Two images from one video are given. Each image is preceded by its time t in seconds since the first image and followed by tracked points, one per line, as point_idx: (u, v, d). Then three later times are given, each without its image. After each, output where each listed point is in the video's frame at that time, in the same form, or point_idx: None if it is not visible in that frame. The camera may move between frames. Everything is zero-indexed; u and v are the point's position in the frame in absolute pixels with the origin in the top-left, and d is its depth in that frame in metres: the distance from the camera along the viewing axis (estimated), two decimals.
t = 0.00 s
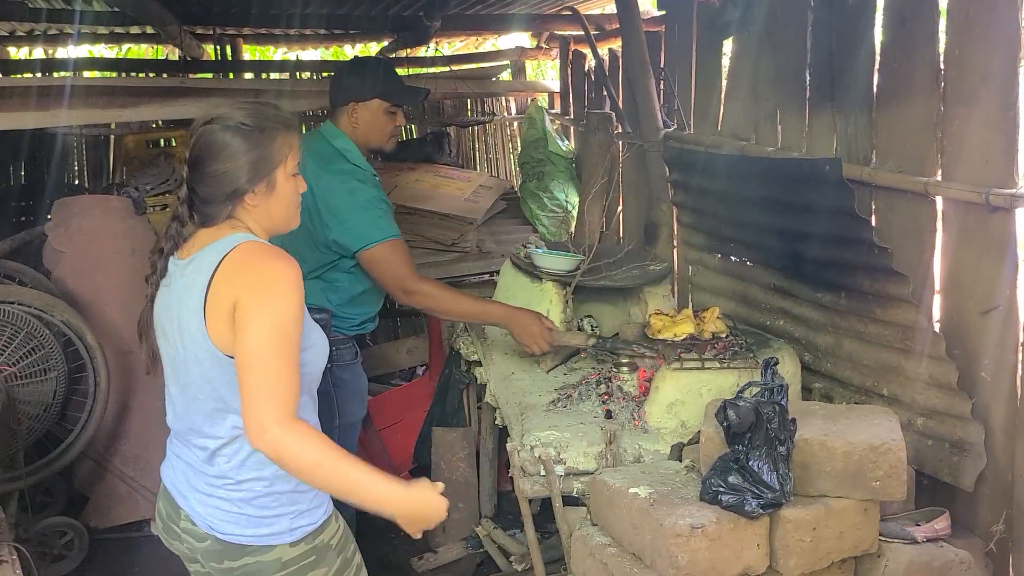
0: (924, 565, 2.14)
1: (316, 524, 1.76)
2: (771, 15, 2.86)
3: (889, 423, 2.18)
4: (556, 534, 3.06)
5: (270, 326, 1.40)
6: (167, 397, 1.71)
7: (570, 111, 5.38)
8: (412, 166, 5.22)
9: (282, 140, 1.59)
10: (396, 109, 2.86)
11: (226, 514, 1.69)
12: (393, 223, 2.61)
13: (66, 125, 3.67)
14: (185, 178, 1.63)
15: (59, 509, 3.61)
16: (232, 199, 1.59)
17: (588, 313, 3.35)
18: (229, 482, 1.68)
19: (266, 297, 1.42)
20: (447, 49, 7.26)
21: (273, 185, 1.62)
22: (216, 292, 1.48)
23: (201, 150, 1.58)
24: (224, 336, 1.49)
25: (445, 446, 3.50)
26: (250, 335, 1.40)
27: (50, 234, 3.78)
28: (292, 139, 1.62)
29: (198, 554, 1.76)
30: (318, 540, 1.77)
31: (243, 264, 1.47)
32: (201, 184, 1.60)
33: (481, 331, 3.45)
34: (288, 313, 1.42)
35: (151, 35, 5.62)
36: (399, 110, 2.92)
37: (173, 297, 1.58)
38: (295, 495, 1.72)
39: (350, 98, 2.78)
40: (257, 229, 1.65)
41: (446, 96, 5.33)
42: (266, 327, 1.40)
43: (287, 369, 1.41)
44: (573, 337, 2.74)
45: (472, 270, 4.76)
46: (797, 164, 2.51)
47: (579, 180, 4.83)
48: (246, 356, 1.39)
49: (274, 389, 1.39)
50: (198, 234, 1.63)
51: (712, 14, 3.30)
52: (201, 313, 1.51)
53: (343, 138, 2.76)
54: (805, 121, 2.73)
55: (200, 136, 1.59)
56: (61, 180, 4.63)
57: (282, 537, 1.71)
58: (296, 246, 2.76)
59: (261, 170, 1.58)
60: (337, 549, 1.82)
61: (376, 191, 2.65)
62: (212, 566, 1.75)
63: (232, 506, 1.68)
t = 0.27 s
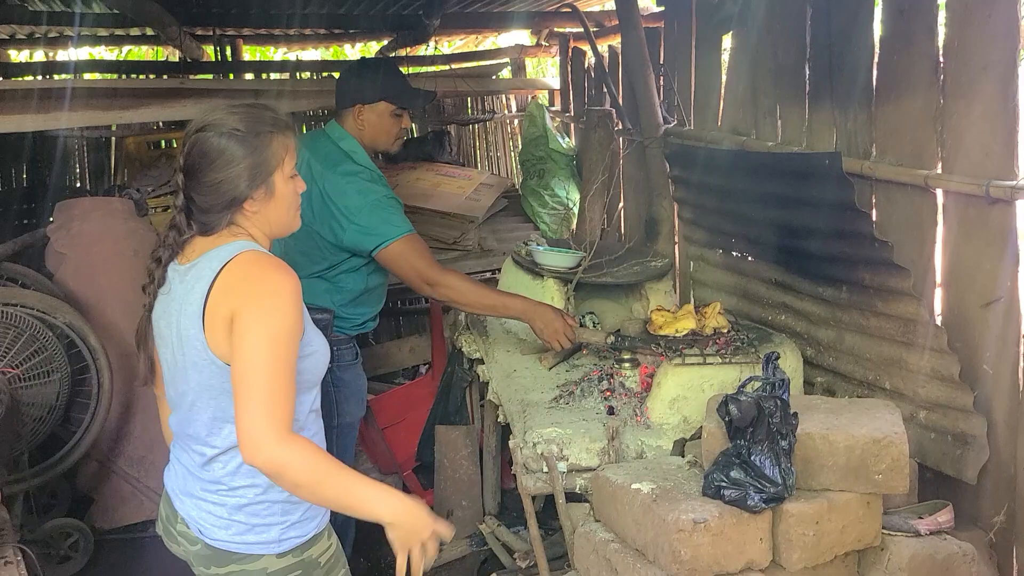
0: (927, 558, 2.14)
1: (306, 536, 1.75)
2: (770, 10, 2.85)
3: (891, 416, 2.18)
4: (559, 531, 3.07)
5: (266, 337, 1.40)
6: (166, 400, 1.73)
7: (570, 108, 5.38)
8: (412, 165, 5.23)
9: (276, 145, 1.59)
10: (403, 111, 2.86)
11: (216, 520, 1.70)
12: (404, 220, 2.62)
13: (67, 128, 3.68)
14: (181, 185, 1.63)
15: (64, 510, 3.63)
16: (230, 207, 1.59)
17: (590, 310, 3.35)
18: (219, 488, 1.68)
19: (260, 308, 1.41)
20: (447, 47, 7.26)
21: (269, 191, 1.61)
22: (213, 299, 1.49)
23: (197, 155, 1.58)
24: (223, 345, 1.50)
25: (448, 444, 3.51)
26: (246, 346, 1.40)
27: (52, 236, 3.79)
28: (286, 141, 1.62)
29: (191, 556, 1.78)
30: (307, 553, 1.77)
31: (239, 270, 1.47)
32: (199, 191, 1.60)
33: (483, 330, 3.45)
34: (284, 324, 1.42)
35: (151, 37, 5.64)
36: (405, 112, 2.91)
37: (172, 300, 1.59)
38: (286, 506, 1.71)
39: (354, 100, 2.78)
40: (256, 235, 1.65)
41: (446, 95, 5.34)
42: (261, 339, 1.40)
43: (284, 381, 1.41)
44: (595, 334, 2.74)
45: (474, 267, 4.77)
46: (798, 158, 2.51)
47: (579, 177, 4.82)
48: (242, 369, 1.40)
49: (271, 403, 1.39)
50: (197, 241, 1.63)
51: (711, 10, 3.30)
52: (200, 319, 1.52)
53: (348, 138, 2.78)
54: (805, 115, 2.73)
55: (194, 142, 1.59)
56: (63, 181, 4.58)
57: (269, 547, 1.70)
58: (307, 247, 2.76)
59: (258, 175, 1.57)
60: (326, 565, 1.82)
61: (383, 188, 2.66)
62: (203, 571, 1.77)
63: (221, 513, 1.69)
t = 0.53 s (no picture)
0: (938, 549, 2.13)
1: (308, 551, 1.73)
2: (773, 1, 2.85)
3: (900, 406, 2.17)
4: (571, 527, 3.08)
5: (275, 354, 1.39)
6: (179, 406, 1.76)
7: (576, 104, 5.38)
8: (420, 164, 5.25)
9: (284, 148, 1.60)
10: (405, 108, 2.87)
11: (219, 526, 1.71)
12: (402, 217, 2.63)
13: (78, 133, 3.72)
14: (190, 189, 1.66)
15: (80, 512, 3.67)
16: (237, 213, 1.60)
17: (599, 306, 3.35)
18: (223, 495, 1.70)
19: (268, 321, 1.40)
20: (453, 46, 7.28)
21: (279, 195, 1.63)
22: (220, 307, 1.49)
23: (206, 159, 1.60)
24: (230, 352, 1.50)
25: (460, 441, 3.53)
26: (254, 359, 1.39)
27: (65, 241, 3.83)
28: (296, 144, 1.63)
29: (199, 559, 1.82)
30: (308, 568, 1.75)
31: (247, 279, 1.46)
32: (208, 195, 1.62)
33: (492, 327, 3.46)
34: (291, 336, 1.41)
35: (159, 41, 5.67)
36: (407, 110, 2.92)
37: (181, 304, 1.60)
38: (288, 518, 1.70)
39: (356, 97, 2.80)
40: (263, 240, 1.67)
41: (452, 93, 5.35)
42: (268, 351, 1.39)
43: (291, 395, 1.40)
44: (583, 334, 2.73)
45: (483, 265, 4.76)
46: (803, 149, 2.50)
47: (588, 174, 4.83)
48: (248, 382, 1.39)
49: (278, 419, 1.39)
50: (206, 245, 1.65)
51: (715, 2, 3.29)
52: (206, 321, 1.51)
53: (350, 135, 2.79)
54: (810, 106, 2.72)
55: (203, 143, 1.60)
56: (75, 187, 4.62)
57: (268, 558, 1.70)
58: (310, 245, 2.80)
59: (267, 178, 1.59)
60: None
61: (382, 186, 2.66)
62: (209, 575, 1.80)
63: (224, 520, 1.71)
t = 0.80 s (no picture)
0: (960, 533, 2.11)
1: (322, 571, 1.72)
2: None
3: (917, 390, 2.16)
4: (590, 519, 3.08)
5: (247, 377, 1.33)
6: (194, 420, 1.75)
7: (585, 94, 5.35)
8: (431, 160, 5.26)
9: (300, 150, 1.56)
10: (408, 103, 2.88)
11: (232, 542, 1.72)
12: (394, 220, 2.61)
13: (89, 141, 3.76)
14: (200, 192, 1.61)
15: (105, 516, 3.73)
16: (252, 215, 1.57)
17: (612, 296, 3.34)
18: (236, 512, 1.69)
19: (250, 337, 1.34)
20: (461, 41, 7.28)
21: (296, 199, 1.59)
22: (208, 315, 1.44)
23: (218, 159, 1.55)
24: (211, 364, 1.45)
25: (478, 436, 3.54)
26: (229, 375, 1.33)
27: (81, 249, 3.89)
28: (311, 145, 1.59)
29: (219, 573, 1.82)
30: None
31: (236, 288, 1.41)
32: (218, 200, 1.58)
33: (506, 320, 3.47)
34: (273, 356, 1.35)
35: (167, 46, 5.72)
36: (411, 105, 2.94)
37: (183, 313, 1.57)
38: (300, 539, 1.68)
39: (361, 95, 2.81)
40: (277, 243, 1.64)
41: (460, 88, 5.35)
42: (246, 370, 1.33)
43: (266, 418, 1.34)
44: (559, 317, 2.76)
45: (496, 259, 4.81)
46: (812, 133, 2.48)
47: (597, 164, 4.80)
48: (221, 403, 1.34)
49: (250, 446, 1.33)
50: (218, 248, 1.62)
51: None
52: (196, 331, 1.47)
53: (356, 133, 2.81)
54: (819, 89, 2.69)
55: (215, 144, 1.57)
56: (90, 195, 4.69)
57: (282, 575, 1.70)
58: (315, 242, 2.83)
59: (283, 182, 1.55)
60: None
61: (382, 187, 2.65)
62: None
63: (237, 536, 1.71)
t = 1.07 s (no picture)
0: (982, 529, 2.09)
1: None
2: None
3: (935, 384, 2.13)
4: (606, 518, 3.07)
5: (235, 406, 1.34)
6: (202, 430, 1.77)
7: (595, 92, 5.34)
8: (441, 161, 5.27)
9: (320, 158, 1.57)
10: (419, 104, 2.88)
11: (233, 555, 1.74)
12: (388, 222, 2.59)
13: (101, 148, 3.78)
14: (212, 199, 1.59)
15: (123, 521, 3.75)
16: (269, 226, 1.56)
17: (625, 294, 3.33)
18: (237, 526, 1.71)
19: (243, 365, 1.35)
20: (470, 41, 7.28)
21: (314, 210, 1.59)
22: (204, 333, 1.44)
23: (231, 167, 1.53)
24: (205, 381, 1.45)
25: (493, 436, 3.54)
26: (220, 403, 1.34)
27: (95, 255, 3.91)
28: (329, 154, 1.61)
29: None
30: None
31: (231, 309, 1.40)
32: (230, 208, 1.56)
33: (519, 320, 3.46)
34: (262, 385, 1.35)
35: (178, 52, 5.76)
36: (422, 106, 2.93)
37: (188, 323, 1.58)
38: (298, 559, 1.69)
39: (371, 96, 2.82)
40: (291, 255, 1.65)
41: (470, 88, 5.36)
42: (236, 401, 1.34)
43: (253, 448, 1.36)
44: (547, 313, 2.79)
45: (509, 259, 4.82)
46: (825, 126, 2.45)
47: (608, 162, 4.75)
48: (210, 430, 1.35)
49: (235, 475, 1.35)
50: (228, 260, 1.60)
51: None
52: (196, 347, 1.48)
53: (365, 135, 2.82)
54: (830, 82, 2.67)
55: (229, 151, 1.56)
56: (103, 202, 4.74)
57: None
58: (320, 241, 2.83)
59: (304, 194, 1.55)
60: None
61: (382, 189, 2.63)
62: None
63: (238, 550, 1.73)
